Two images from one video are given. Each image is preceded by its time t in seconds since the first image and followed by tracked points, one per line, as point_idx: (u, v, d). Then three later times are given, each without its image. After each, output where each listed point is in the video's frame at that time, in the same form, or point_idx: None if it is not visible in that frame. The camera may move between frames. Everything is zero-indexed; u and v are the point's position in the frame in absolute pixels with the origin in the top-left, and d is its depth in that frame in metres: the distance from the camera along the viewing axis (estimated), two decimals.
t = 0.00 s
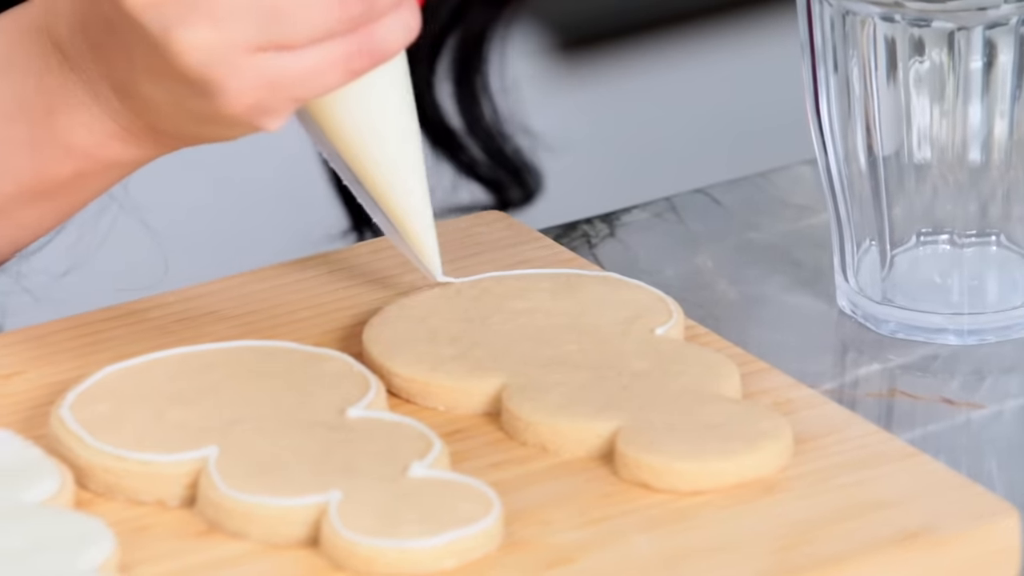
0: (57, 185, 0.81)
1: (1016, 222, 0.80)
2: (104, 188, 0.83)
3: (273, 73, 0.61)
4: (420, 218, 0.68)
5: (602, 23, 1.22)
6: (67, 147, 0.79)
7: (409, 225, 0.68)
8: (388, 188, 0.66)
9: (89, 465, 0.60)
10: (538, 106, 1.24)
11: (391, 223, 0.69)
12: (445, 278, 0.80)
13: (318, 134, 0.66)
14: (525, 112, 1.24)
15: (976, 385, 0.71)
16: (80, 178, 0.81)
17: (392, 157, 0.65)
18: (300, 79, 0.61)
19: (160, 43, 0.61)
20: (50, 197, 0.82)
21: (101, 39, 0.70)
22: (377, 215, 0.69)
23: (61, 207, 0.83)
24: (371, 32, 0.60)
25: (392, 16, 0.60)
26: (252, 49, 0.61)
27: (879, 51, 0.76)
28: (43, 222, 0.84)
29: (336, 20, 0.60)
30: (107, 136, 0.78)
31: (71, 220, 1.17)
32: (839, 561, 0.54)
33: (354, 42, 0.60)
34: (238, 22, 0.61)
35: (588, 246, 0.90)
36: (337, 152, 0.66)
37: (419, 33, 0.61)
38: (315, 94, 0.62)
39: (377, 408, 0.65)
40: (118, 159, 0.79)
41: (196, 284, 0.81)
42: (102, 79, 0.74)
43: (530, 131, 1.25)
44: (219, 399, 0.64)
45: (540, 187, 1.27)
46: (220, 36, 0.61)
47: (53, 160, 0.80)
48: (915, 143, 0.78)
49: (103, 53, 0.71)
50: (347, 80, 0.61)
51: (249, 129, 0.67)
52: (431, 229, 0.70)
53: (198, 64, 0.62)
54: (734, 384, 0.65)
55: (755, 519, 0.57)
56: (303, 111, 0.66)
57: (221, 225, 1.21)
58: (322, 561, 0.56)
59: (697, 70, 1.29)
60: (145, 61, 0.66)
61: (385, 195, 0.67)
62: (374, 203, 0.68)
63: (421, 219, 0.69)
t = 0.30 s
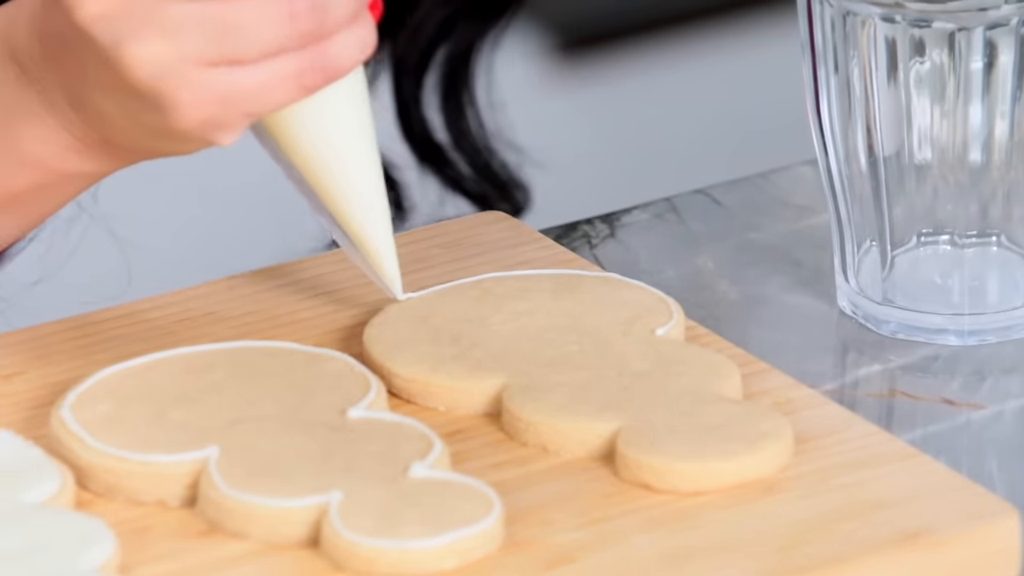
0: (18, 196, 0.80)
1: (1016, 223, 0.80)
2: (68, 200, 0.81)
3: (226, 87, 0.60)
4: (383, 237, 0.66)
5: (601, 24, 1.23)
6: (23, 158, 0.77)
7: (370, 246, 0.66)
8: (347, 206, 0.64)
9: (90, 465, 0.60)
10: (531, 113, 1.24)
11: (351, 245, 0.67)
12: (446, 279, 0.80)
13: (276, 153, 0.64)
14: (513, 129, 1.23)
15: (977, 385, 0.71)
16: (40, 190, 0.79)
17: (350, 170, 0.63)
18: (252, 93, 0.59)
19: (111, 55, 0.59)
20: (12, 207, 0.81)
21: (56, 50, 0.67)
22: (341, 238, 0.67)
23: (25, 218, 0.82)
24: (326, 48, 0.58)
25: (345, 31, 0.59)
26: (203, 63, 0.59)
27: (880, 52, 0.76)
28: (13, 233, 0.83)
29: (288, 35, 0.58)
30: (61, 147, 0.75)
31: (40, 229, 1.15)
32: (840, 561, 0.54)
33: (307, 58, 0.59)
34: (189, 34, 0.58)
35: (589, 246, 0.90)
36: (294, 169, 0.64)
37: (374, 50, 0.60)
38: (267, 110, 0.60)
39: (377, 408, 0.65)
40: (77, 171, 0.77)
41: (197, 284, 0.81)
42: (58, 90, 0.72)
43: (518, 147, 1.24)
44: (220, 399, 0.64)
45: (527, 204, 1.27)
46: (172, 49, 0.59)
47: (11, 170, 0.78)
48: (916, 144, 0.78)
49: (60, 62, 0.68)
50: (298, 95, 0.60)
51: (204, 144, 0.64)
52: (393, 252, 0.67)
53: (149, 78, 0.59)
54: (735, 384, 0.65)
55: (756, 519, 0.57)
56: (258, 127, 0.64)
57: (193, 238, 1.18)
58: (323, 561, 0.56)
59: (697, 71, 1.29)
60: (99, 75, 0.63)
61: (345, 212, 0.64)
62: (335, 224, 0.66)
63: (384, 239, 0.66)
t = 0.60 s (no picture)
0: None
1: (1016, 223, 0.80)
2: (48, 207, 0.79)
3: (197, 95, 0.58)
4: (355, 242, 0.66)
5: (601, 24, 1.23)
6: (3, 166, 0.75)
7: (343, 252, 0.66)
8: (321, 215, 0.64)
9: (90, 465, 0.60)
10: (530, 115, 1.24)
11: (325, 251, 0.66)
12: (445, 279, 0.80)
13: (249, 158, 0.64)
14: (513, 136, 1.24)
15: (977, 385, 0.71)
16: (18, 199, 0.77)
17: (325, 176, 0.63)
18: (224, 102, 0.58)
19: (82, 59, 0.58)
20: None
21: (25, 54, 0.65)
22: (312, 242, 0.66)
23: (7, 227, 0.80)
24: (299, 57, 0.57)
25: (321, 41, 0.57)
26: (175, 70, 0.57)
27: (880, 52, 0.75)
28: None
29: (260, 44, 0.56)
30: (40, 155, 0.73)
31: (32, 234, 1.14)
32: (840, 562, 0.54)
33: (281, 67, 0.57)
34: (161, 41, 0.57)
35: (589, 246, 0.90)
36: (267, 175, 0.63)
37: (349, 59, 0.58)
38: (239, 119, 0.58)
39: (377, 408, 0.65)
40: (55, 178, 0.75)
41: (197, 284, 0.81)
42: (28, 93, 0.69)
43: (518, 155, 1.24)
44: (221, 399, 0.64)
45: (528, 214, 1.26)
46: (143, 56, 0.57)
47: None
48: (916, 144, 0.78)
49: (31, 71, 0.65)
50: (272, 104, 0.58)
51: (176, 151, 0.63)
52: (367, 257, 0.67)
53: (120, 85, 0.58)
54: (735, 384, 0.65)
55: (756, 519, 0.57)
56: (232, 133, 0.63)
57: (182, 244, 1.17)
58: (323, 561, 0.56)
59: (697, 71, 1.29)
60: (69, 82, 0.61)
61: (318, 218, 0.64)
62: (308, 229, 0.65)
63: (357, 244, 0.66)
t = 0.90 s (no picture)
0: None
1: (1015, 223, 0.80)
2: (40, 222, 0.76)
3: (185, 111, 0.57)
4: (349, 262, 0.65)
5: (601, 25, 1.23)
6: None
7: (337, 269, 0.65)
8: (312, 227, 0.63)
9: (89, 465, 0.60)
10: (530, 118, 1.24)
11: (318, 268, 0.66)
12: (444, 279, 0.80)
13: (242, 175, 0.63)
14: (514, 145, 1.24)
15: (975, 385, 0.71)
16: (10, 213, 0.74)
17: (317, 195, 0.62)
18: (211, 118, 0.57)
19: (69, 73, 0.57)
20: None
21: (17, 66, 0.63)
22: (305, 260, 0.66)
23: None
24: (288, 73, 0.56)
25: (311, 57, 0.57)
26: (162, 85, 0.57)
27: (879, 52, 0.75)
28: None
29: (249, 59, 0.56)
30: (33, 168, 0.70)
31: (26, 242, 1.13)
32: (839, 561, 0.54)
33: (268, 82, 0.57)
34: (149, 57, 0.56)
35: (587, 246, 0.90)
36: (259, 191, 0.63)
37: (340, 74, 0.58)
38: (227, 135, 0.58)
39: (376, 408, 0.65)
40: (48, 193, 0.72)
41: (196, 285, 0.81)
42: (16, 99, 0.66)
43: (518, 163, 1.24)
44: (219, 400, 0.64)
45: (531, 222, 1.26)
46: (130, 70, 0.56)
47: None
48: (914, 144, 0.78)
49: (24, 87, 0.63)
50: (259, 120, 0.58)
51: (164, 166, 0.62)
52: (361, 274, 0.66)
53: (106, 99, 0.57)
54: (734, 384, 0.65)
55: (754, 519, 0.57)
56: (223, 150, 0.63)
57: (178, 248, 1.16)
58: (321, 561, 0.56)
59: (697, 72, 1.30)
60: (57, 95, 0.60)
61: (311, 236, 0.63)
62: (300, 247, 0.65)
63: (351, 263, 0.65)
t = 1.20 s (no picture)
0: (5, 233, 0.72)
1: (1015, 223, 0.80)
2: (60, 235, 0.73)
3: (196, 132, 0.54)
4: (366, 289, 0.61)
5: (604, 27, 1.23)
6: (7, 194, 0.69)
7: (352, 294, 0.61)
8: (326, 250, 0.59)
9: (88, 465, 0.60)
10: (532, 120, 1.24)
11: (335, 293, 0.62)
12: (444, 279, 0.80)
13: (255, 195, 0.59)
14: (518, 149, 1.24)
15: (975, 385, 0.71)
16: (27, 228, 0.72)
17: (334, 217, 0.59)
18: (224, 139, 0.54)
19: (79, 93, 0.54)
20: None
21: (33, 84, 0.60)
22: (321, 286, 0.62)
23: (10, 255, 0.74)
24: (301, 96, 0.54)
25: (324, 80, 0.54)
26: (174, 106, 0.54)
27: (878, 52, 0.75)
28: None
29: (262, 80, 0.53)
30: (49, 188, 0.68)
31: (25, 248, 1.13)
32: (839, 561, 0.54)
33: (281, 105, 0.54)
34: (160, 78, 0.53)
35: (587, 246, 0.90)
36: (273, 212, 0.59)
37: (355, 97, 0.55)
38: (238, 156, 0.55)
39: (376, 408, 0.65)
40: (63, 211, 0.69)
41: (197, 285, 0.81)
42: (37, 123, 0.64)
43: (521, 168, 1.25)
44: (219, 400, 0.64)
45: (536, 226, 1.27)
46: (141, 90, 0.53)
47: None
48: (914, 144, 0.78)
49: (44, 97, 0.60)
50: (272, 143, 0.55)
51: (176, 187, 0.59)
52: (378, 300, 0.63)
53: (115, 118, 0.54)
54: (734, 384, 0.65)
55: (754, 519, 0.57)
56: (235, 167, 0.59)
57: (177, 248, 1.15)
58: (322, 561, 0.56)
59: (697, 73, 1.29)
60: (69, 113, 0.57)
61: (328, 261, 0.60)
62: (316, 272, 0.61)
63: (370, 293, 0.62)
